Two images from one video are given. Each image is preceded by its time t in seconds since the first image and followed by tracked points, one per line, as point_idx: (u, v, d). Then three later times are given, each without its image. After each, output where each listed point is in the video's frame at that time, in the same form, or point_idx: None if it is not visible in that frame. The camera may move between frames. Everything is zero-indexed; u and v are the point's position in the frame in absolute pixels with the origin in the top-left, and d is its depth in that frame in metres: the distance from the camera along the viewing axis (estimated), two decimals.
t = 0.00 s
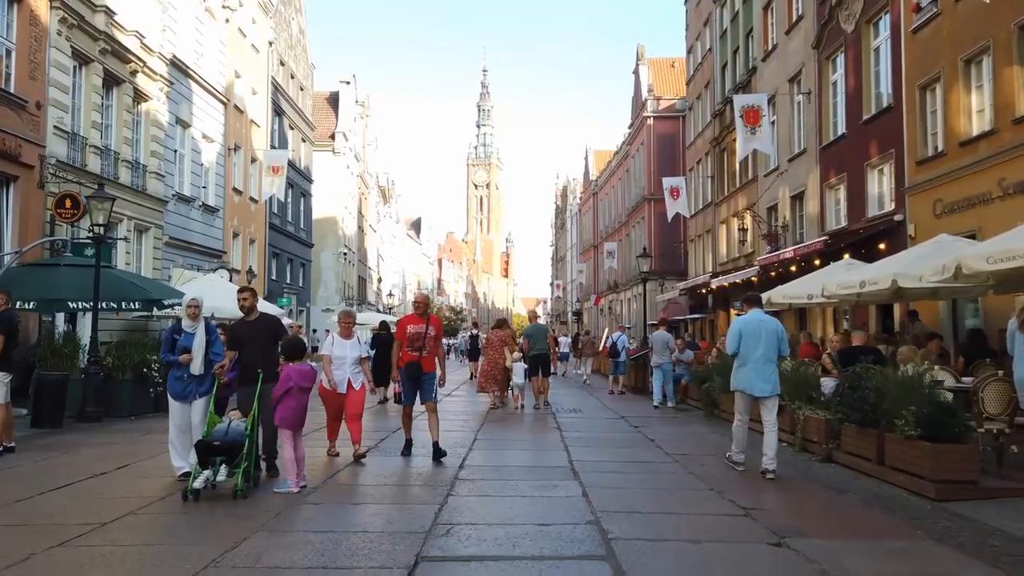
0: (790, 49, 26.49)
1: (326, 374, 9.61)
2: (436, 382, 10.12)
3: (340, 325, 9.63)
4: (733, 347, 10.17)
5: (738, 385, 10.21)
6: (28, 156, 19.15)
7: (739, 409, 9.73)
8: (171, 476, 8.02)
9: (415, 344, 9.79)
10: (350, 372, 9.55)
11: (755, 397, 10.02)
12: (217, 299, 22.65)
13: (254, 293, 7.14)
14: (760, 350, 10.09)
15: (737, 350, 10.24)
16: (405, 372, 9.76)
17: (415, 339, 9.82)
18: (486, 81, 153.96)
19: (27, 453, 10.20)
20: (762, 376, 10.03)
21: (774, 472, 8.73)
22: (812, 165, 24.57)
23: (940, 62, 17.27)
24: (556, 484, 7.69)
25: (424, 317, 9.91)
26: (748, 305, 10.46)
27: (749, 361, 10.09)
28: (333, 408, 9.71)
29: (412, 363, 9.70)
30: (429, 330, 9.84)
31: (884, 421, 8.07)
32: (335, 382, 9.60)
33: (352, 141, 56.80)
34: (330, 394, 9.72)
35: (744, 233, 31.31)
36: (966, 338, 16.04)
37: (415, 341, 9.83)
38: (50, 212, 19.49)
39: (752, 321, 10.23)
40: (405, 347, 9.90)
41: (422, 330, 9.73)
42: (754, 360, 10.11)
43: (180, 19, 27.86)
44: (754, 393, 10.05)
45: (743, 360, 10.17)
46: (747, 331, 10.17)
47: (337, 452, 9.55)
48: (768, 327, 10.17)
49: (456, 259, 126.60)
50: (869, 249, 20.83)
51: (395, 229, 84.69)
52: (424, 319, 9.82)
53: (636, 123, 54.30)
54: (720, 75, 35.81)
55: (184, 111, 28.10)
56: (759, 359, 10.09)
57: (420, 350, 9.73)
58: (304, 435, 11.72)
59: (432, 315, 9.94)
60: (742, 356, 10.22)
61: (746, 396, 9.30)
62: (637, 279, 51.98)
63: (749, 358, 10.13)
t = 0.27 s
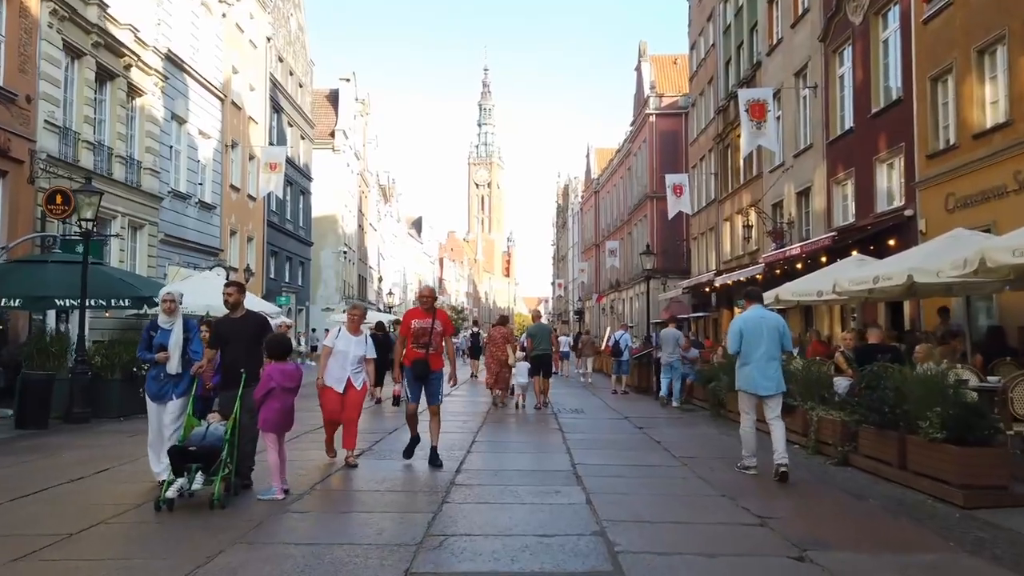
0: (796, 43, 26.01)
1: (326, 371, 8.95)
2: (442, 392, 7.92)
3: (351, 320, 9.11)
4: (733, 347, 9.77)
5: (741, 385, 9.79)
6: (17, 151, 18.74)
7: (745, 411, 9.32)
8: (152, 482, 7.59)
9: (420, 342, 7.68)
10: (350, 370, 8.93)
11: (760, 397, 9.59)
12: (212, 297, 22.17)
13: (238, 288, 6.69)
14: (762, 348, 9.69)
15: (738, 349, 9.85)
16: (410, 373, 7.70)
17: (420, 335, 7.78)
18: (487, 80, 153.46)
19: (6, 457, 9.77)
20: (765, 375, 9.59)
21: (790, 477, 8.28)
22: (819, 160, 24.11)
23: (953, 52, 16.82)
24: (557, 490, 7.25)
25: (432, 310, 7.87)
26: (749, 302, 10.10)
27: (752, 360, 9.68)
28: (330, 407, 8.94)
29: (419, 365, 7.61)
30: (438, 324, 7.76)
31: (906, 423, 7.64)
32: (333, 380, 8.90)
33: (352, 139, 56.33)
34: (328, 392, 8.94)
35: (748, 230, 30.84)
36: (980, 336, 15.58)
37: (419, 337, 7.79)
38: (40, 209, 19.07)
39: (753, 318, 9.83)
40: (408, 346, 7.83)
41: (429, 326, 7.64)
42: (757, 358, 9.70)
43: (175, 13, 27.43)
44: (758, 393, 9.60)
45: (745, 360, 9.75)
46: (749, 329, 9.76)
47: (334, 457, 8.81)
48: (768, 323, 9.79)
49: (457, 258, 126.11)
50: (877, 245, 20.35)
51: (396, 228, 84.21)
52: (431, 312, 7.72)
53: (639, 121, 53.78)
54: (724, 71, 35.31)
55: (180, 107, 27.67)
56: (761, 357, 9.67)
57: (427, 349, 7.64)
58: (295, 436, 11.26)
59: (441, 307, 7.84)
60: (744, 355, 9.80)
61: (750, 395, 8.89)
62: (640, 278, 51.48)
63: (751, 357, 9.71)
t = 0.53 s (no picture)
0: (801, 38, 25.55)
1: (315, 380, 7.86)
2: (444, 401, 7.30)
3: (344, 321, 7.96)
4: (737, 349, 9.24)
5: (747, 389, 9.27)
6: (6, 149, 18.33)
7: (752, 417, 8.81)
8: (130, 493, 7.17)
9: (419, 347, 7.12)
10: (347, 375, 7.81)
11: (765, 400, 9.09)
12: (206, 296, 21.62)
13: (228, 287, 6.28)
14: (766, 349, 9.17)
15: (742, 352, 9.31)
16: (408, 380, 7.12)
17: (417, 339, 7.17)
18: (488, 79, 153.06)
19: None
20: (771, 377, 9.11)
21: (805, 487, 7.85)
22: (825, 157, 23.65)
23: (965, 45, 16.37)
24: (559, 503, 6.81)
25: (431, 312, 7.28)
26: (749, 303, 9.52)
27: (758, 362, 9.15)
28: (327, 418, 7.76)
29: (418, 372, 7.04)
30: (437, 328, 7.23)
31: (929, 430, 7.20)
32: (328, 387, 7.77)
33: (351, 138, 55.89)
34: (323, 402, 7.78)
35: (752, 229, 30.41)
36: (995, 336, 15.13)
37: (417, 342, 7.15)
38: (29, 208, 18.67)
39: (755, 318, 9.32)
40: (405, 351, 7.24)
41: (427, 330, 7.12)
42: (763, 360, 9.16)
43: (170, 9, 27.01)
44: (765, 396, 9.10)
45: (750, 363, 9.23)
46: (752, 330, 9.26)
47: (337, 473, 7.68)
48: (772, 323, 9.28)
49: (458, 258, 125.66)
50: (885, 243, 19.88)
51: (396, 228, 83.77)
52: (429, 314, 7.21)
53: (641, 119, 53.30)
54: (727, 68, 34.84)
55: (175, 105, 27.27)
56: (767, 359, 9.15)
57: (427, 354, 7.10)
58: (287, 441, 10.83)
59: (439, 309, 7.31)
60: (748, 357, 9.27)
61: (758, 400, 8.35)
62: (641, 278, 51.01)
63: (756, 359, 9.19)
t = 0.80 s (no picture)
0: (807, 31, 25.04)
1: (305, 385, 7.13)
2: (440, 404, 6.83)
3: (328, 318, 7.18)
4: (747, 349, 8.79)
5: (757, 390, 8.78)
6: None
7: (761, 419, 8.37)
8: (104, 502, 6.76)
9: (409, 346, 6.63)
10: (339, 377, 7.06)
11: (776, 402, 8.61)
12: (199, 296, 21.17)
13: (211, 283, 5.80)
14: (778, 349, 8.71)
15: (753, 352, 8.85)
16: (398, 382, 6.68)
17: (405, 337, 6.69)
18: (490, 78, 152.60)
19: None
20: (783, 377, 8.61)
21: (822, 494, 7.40)
22: (832, 153, 23.17)
23: (979, 35, 15.90)
24: (561, 513, 6.36)
25: (418, 307, 6.80)
26: (760, 300, 9.11)
27: (770, 363, 8.66)
28: (319, 427, 7.04)
29: (410, 375, 6.58)
30: (428, 324, 6.75)
31: (960, 433, 6.75)
32: (318, 393, 7.03)
33: (350, 136, 55.41)
34: (314, 409, 7.04)
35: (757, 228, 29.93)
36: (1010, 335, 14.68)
37: (406, 340, 6.66)
38: (19, 205, 18.24)
39: (766, 317, 8.88)
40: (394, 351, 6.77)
41: (416, 325, 6.66)
42: (774, 359, 8.68)
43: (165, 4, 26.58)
44: (775, 397, 8.61)
45: (761, 363, 8.75)
46: (763, 329, 8.82)
47: (333, 485, 6.93)
48: (784, 321, 8.83)
49: (458, 259, 125.17)
50: (895, 241, 19.40)
51: (396, 227, 83.26)
52: (417, 308, 6.73)
53: (643, 117, 52.78)
54: (731, 63, 34.32)
55: (170, 101, 26.83)
56: (779, 358, 8.67)
57: (417, 355, 6.63)
58: (277, 444, 10.38)
59: (427, 302, 6.81)
60: (759, 358, 8.80)
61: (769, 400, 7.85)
62: (643, 277, 50.53)
63: (767, 359, 8.70)
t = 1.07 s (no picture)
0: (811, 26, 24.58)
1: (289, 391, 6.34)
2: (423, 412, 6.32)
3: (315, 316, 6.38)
4: (759, 350, 8.30)
5: (764, 394, 8.35)
6: None
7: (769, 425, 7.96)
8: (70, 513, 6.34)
9: (389, 347, 6.21)
10: (324, 384, 6.27)
11: (784, 409, 8.18)
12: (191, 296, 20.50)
13: (167, 282, 5.37)
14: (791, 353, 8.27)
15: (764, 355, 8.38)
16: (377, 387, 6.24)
17: (387, 337, 6.26)
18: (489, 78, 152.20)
19: None
20: (792, 384, 8.18)
21: (837, 507, 6.94)
22: (836, 150, 22.74)
23: (990, 28, 15.45)
24: (557, 530, 5.90)
25: (404, 306, 6.36)
26: (775, 301, 8.60)
27: (779, 367, 8.23)
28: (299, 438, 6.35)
29: (387, 379, 6.14)
30: (413, 323, 6.30)
31: (990, 443, 6.28)
32: (300, 401, 6.28)
33: (348, 135, 54.93)
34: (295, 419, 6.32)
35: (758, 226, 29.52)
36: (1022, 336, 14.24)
37: (387, 341, 6.24)
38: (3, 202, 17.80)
39: (781, 319, 8.40)
40: (376, 353, 6.34)
41: (397, 324, 6.22)
42: (785, 364, 8.25)
43: None
44: (783, 403, 8.19)
45: (771, 366, 8.29)
46: (777, 332, 8.34)
47: (314, 498, 6.42)
48: (798, 325, 8.38)
49: (457, 258, 124.69)
50: (901, 239, 18.95)
51: (395, 227, 82.79)
52: (401, 307, 6.29)
53: (643, 115, 52.30)
54: (733, 60, 33.87)
55: (162, 97, 26.35)
56: (791, 363, 8.24)
57: (397, 357, 6.21)
58: (260, 451, 9.90)
59: (413, 300, 6.39)
60: (769, 361, 8.35)
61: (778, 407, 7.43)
62: (643, 276, 50.07)
63: (778, 363, 8.26)
